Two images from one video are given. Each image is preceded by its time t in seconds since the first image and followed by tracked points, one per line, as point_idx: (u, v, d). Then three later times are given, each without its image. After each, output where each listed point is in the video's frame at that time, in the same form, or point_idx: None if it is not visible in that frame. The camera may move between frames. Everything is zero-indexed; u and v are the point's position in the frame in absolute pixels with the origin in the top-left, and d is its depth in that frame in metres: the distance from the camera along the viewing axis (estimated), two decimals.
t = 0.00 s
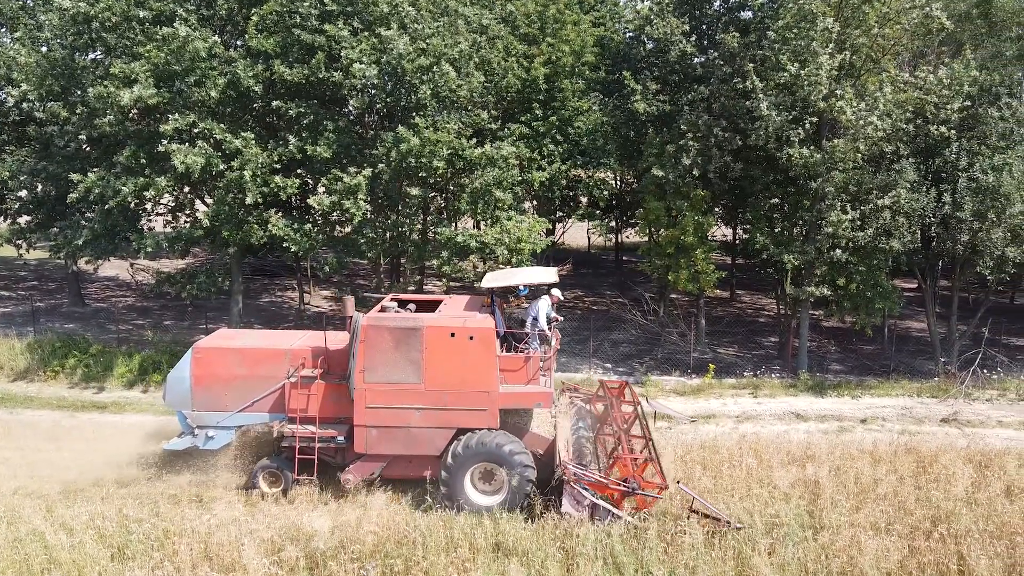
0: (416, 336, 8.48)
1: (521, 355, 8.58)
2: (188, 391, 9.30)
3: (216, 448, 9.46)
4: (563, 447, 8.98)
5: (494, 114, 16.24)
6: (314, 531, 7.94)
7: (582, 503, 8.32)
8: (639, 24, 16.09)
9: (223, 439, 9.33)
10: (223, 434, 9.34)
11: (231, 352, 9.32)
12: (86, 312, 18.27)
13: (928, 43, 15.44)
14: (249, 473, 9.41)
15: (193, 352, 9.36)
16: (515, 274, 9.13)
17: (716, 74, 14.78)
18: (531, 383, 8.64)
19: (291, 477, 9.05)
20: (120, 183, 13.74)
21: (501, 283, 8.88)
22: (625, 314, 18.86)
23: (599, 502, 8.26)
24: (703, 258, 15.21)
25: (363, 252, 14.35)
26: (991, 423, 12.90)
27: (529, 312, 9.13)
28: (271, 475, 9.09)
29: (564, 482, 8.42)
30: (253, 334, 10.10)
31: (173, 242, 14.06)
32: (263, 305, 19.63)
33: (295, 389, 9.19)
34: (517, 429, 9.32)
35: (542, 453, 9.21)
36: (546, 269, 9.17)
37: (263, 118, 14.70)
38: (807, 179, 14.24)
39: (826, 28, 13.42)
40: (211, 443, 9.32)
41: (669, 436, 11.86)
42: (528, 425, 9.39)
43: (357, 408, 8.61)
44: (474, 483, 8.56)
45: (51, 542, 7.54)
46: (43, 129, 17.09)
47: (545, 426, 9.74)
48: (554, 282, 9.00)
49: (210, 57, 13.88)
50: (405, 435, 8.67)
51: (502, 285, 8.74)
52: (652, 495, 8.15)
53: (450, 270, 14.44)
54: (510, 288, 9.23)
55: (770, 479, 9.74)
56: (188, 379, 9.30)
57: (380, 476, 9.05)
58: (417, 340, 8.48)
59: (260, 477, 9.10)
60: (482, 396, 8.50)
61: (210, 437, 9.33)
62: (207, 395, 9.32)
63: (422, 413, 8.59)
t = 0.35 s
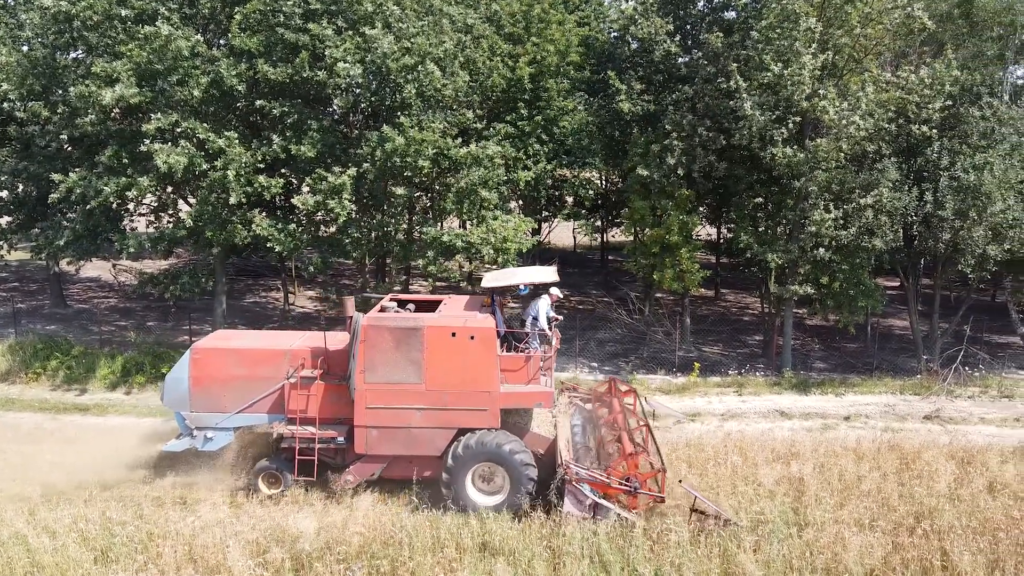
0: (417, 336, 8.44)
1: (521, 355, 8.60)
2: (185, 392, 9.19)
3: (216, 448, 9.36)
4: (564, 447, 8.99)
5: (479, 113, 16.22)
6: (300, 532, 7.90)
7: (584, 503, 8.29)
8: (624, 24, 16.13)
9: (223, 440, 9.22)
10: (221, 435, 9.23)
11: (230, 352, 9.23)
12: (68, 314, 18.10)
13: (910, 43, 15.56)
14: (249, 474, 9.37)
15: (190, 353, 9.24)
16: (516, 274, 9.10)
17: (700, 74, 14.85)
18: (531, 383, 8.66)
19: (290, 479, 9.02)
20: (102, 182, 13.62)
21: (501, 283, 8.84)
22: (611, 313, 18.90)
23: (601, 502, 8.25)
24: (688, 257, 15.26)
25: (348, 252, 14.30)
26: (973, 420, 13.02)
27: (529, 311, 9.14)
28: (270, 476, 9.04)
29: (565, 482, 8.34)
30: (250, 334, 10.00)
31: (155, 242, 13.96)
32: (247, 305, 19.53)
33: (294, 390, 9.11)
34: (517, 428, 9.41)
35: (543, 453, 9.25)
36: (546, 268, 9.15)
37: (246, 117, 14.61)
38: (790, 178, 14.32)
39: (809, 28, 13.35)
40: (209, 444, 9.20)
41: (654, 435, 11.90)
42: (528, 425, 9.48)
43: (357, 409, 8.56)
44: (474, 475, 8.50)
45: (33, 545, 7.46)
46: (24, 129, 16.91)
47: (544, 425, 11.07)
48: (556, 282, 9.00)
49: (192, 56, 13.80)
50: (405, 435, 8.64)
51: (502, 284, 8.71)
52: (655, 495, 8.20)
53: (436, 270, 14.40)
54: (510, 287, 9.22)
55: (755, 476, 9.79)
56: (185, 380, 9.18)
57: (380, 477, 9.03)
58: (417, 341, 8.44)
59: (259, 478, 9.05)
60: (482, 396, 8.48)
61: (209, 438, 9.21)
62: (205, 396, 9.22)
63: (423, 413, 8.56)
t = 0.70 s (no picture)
0: (418, 337, 8.41)
1: (523, 354, 8.59)
2: (185, 393, 9.20)
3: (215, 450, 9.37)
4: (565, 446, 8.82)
5: (464, 113, 16.21)
6: (285, 534, 7.87)
7: (587, 502, 8.23)
8: (609, 24, 16.18)
9: (221, 442, 9.23)
10: (220, 436, 9.25)
11: (229, 353, 9.22)
12: (51, 315, 17.95)
13: (893, 43, 15.68)
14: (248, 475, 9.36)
15: (190, 354, 9.25)
16: (516, 274, 9.18)
17: (685, 73, 14.93)
18: (533, 383, 8.64)
19: (289, 479, 8.95)
20: (85, 183, 13.52)
21: (502, 283, 8.93)
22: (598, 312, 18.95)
23: (604, 501, 8.22)
24: (673, 257, 15.31)
25: (334, 252, 14.25)
26: (956, 417, 13.12)
27: (529, 311, 9.17)
28: (270, 476, 8.98)
29: (566, 482, 8.26)
30: (251, 334, 9.99)
31: (138, 242, 13.86)
32: (232, 306, 19.45)
33: (294, 390, 9.07)
34: (517, 428, 9.27)
35: (544, 453, 9.13)
36: (544, 267, 9.27)
37: (230, 117, 14.54)
38: (774, 177, 14.36)
39: (793, 28, 13.54)
40: (208, 445, 9.22)
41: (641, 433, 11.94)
42: (530, 425, 9.31)
43: (358, 409, 8.53)
44: (478, 471, 8.46)
45: (15, 549, 7.40)
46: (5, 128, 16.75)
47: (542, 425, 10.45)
48: (555, 281, 9.07)
49: (175, 56, 13.74)
50: (407, 435, 8.61)
51: (504, 284, 8.78)
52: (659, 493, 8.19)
53: (422, 270, 14.35)
54: (510, 287, 9.29)
55: (740, 474, 9.84)
56: (185, 381, 9.19)
57: (380, 478, 8.99)
58: (419, 341, 8.41)
59: (258, 478, 8.98)
60: (484, 396, 8.47)
61: (208, 439, 9.24)
62: (205, 397, 9.22)
63: (424, 413, 8.54)
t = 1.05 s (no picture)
0: (420, 337, 8.39)
1: (524, 354, 8.60)
2: (183, 395, 9.09)
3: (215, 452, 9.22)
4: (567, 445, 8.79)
5: (448, 112, 16.18)
6: (270, 536, 7.82)
7: (590, 501, 8.29)
8: (592, 23, 16.23)
9: (220, 444, 9.08)
10: (220, 438, 9.12)
11: (228, 354, 9.13)
12: (30, 316, 17.75)
13: (873, 43, 15.81)
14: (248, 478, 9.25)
15: (189, 355, 9.16)
16: (517, 274, 9.14)
17: (668, 73, 15.01)
18: (534, 382, 8.64)
19: (289, 481, 8.91)
20: (64, 183, 13.39)
21: (505, 283, 8.88)
22: (582, 312, 18.98)
23: (607, 500, 8.26)
24: (657, 256, 15.34)
25: (317, 252, 14.18)
26: (937, 414, 13.25)
27: (530, 311, 9.24)
28: (270, 479, 8.93)
29: (571, 480, 8.29)
30: (250, 336, 9.92)
31: (119, 243, 13.74)
32: (214, 307, 19.32)
33: (295, 391, 8.98)
34: (520, 429, 9.26)
35: (546, 452, 9.16)
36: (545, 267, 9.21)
37: (211, 116, 14.45)
38: (757, 177, 14.43)
39: (775, 28, 13.63)
40: (207, 447, 9.08)
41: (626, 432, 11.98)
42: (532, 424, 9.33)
43: (360, 410, 8.47)
44: (489, 466, 8.43)
45: None
46: None
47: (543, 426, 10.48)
48: (556, 279, 9.06)
49: (156, 54, 13.64)
50: (409, 436, 8.55)
51: (507, 284, 8.79)
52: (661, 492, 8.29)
53: (406, 270, 14.30)
54: (511, 287, 9.24)
55: (724, 472, 9.89)
56: (183, 382, 9.09)
57: (382, 479, 8.92)
58: (421, 341, 8.39)
59: (258, 480, 8.93)
60: (486, 395, 8.45)
61: (207, 441, 9.10)
62: (204, 399, 9.12)
63: (426, 414, 8.50)
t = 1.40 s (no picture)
0: (422, 337, 8.37)
1: (527, 354, 8.60)
2: (182, 397, 8.97)
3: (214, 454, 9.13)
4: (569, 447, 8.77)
5: (434, 111, 16.16)
6: (256, 537, 7.78)
7: (594, 502, 8.27)
8: (578, 23, 16.27)
9: (220, 446, 8.99)
10: (219, 440, 9.01)
11: (227, 355, 9.03)
12: (13, 318, 17.58)
13: (856, 43, 15.91)
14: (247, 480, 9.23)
15: (188, 357, 9.04)
16: (519, 275, 9.19)
17: (653, 73, 15.07)
18: (537, 382, 8.64)
19: (289, 483, 8.89)
20: (46, 183, 13.28)
21: (508, 283, 8.90)
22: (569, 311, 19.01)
23: (611, 500, 8.26)
24: (644, 255, 15.36)
25: (302, 252, 14.14)
26: (921, 411, 13.36)
27: (532, 310, 9.24)
28: (270, 481, 8.92)
29: (574, 480, 8.33)
30: (247, 337, 9.82)
31: (102, 243, 13.64)
32: (199, 308, 19.23)
33: (295, 393, 8.92)
34: (522, 429, 9.23)
35: (547, 452, 9.14)
36: (547, 268, 9.28)
37: (195, 116, 14.37)
38: (742, 176, 14.53)
39: (759, 28, 13.67)
40: (207, 450, 8.98)
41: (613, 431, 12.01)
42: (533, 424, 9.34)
43: (362, 411, 8.42)
44: (502, 466, 8.42)
45: None
46: None
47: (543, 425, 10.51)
48: (557, 279, 9.13)
49: (139, 54, 13.55)
50: (412, 437, 8.51)
51: (510, 284, 8.81)
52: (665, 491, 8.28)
53: (393, 270, 14.24)
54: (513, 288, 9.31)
55: (711, 470, 9.93)
56: (182, 384, 8.97)
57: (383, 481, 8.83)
58: (423, 341, 8.38)
59: (258, 482, 8.91)
60: (489, 396, 8.44)
61: (207, 443, 9.00)
62: (204, 401, 9.00)
63: (428, 414, 8.47)
